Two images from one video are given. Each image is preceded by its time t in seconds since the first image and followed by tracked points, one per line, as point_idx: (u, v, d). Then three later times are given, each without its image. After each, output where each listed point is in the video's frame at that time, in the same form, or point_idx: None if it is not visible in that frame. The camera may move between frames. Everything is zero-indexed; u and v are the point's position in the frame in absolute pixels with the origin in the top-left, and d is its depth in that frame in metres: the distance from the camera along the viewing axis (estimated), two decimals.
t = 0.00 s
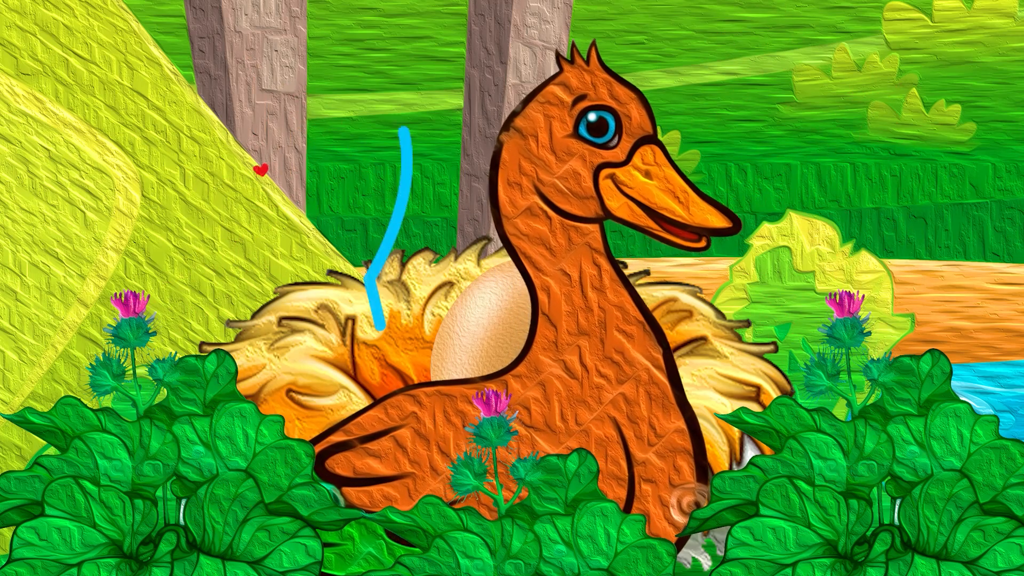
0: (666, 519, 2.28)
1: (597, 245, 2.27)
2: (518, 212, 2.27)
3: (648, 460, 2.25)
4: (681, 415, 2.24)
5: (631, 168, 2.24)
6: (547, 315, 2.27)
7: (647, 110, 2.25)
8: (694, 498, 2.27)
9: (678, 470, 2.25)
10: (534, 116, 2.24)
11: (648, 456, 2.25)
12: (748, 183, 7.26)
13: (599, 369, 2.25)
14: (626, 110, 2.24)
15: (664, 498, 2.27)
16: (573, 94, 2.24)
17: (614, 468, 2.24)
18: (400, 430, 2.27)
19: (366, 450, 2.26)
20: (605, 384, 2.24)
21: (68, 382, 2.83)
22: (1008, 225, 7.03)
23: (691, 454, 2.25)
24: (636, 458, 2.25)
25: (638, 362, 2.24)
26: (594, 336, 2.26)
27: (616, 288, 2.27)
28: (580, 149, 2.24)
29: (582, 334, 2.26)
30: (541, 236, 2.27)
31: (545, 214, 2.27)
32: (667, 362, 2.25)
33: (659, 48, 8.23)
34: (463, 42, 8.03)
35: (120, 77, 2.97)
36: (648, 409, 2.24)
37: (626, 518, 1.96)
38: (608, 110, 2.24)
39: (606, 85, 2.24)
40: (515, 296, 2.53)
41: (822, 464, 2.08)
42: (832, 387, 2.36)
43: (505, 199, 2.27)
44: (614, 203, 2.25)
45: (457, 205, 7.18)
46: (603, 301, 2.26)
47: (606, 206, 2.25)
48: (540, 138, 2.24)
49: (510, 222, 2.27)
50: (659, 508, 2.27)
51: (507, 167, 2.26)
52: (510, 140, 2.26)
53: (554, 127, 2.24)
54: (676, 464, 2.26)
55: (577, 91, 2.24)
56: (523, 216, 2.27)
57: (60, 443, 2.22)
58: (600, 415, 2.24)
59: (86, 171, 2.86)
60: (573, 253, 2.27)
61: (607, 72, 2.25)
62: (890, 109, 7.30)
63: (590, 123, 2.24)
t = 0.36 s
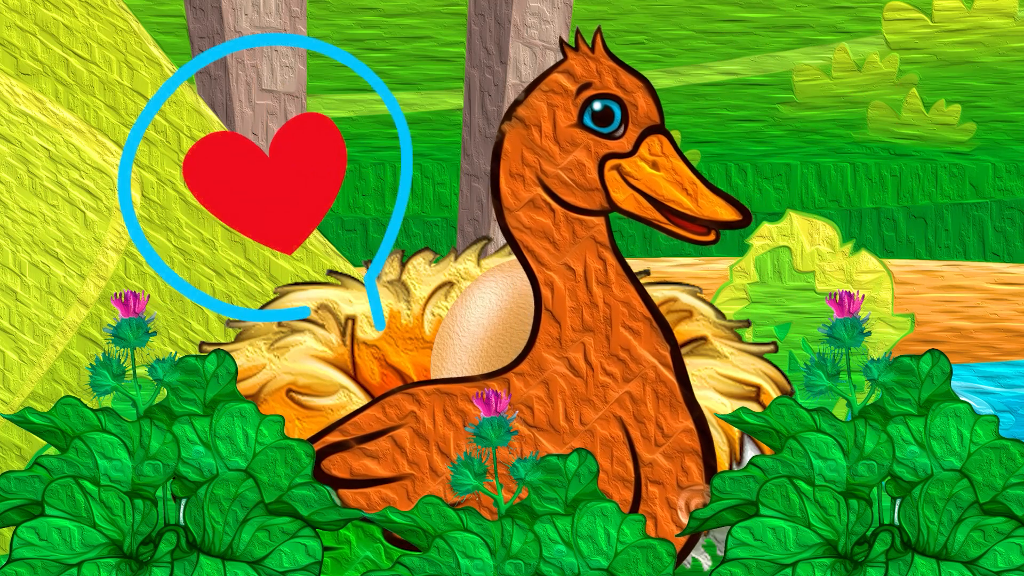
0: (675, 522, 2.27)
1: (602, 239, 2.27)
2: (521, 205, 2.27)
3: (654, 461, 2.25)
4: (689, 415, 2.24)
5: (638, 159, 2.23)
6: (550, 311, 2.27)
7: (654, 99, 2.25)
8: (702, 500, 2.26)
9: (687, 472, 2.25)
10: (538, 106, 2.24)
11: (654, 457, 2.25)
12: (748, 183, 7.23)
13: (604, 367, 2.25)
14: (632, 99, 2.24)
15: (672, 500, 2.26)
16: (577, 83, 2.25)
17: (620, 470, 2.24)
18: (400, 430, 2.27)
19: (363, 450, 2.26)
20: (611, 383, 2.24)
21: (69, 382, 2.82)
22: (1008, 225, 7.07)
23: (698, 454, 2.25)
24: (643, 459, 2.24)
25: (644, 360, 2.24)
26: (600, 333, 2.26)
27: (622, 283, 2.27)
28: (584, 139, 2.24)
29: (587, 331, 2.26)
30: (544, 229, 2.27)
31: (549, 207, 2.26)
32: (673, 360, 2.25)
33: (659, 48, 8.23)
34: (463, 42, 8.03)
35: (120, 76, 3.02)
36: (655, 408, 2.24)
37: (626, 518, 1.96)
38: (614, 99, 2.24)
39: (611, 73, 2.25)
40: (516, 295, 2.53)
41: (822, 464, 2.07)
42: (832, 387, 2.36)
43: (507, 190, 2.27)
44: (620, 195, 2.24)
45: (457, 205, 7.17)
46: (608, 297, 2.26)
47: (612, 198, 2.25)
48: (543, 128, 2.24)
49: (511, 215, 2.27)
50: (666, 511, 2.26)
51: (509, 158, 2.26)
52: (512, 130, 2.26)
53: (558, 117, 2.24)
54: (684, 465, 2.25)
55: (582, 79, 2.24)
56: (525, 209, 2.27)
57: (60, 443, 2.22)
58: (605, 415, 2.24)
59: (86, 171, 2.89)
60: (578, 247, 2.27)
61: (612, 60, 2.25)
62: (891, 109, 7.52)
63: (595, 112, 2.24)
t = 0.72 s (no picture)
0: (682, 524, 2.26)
1: (607, 232, 2.27)
2: (523, 197, 2.28)
3: (662, 462, 2.25)
4: (697, 415, 2.24)
5: (645, 150, 2.23)
6: (554, 307, 2.27)
7: (660, 88, 2.25)
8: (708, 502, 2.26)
9: (696, 473, 2.25)
10: (541, 95, 2.24)
11: (662, 458, 2.25)
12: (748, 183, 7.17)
13: (609, 365, 2.24)
14: (639, 87, 2.24)
15: (680, 503, 2.26)
16: (582, 71, 2.25)
17: (626, 471, 2.24)
18: (397, 431, 2.27)
19: (359, 451, 2.26)
20: (617, 381, 2.24)
21: (68, 382, 2.82)
22: (1008, 225, 7.07)
23: (705, 455, 2.25)
24: (650, 459, 2.24)
25: (652, 357, 2.24)
26: (605, 330, 2.26)
27: (629, 279, 2.26)
28: (589, 129, 2.23)
29: (593, 327, 2.26)
30: (547, 221, 2.27)
31: (552, 200, 2.26)
32: (681, 357, 2.24)
33: (659, 48, 8.19)
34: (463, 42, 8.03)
35: (120, 76, 3.02)
36: (662, 408, 2.24)
37: (626, 518, 1.96)
38: (620, 87, 2.24)
39: (617, 61, 2.25)
40: (516, 295, 2.54)
41: (822, 464, 2.07)
42: (832, 387, 2.36)
43: (508, 181, 2.27)
44: (626, 187, 2.24)
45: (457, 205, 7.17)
46: (613, 292, 2.26)
47: (617, 190, 2.24)
48: (546, 118, 2.24)
49: (512, 207, 2.28)
50: (673, 513, 2.26)
51: (511, 148, 2.26)
52: (515, 119, 2.26)
53: (562, 106, 2.24)
54: (692, 466, 2.25)
55: (587, 67, 2.24)
56: (527, 201, 2.27)
57: (60, 443, 2.22)
58: (611, 414, 2.24)
59: (86, 171, 2.89)
60: (582, 241, 2.27)
61: (619, 48, 2.25)
62: (891, 109, 7.84)
63: (600, 101, 2.24)
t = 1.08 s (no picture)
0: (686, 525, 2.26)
1: (610, 229, 2.27)
2: (525, 192, 2.28)
3: (665, 462, 2.25)
4: (701, 415, 2.25)
5: (648, 144, 2.24)
6: (556, 305, 2.27)
7: (663, 82, 2.25)
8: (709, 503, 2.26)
9: (699, 474, 2.25)
10: (543, 90, 2.24)
11: (665, 458, 2.24)
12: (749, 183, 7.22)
13: (612, 364, 2.24)
14: (642, 81, 2.24)
15: (684, 504, 2.25)
16: (584, 64, 2.24)
17: (629, 471, 2.24)
18: (395, 431, 2.27)
19: (359, 451, 2.26)
20: (620, 381, 2.24)
21: (68, 382, 2.82)
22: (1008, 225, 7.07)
23: (709, 455, 2.25)
24: (655, 460, 2.24)
25: (655, 356, 2.24)
26: (608, 328, 2.26)
27: (632, 277, 2.26)
28: (591, 123, 2.24)
29: (596, 326, 2.26)
30: (550, 217, 2.27)
31: (554, 196, 2.26)
32: (684, 356, 2.25)
33: (659, 47, 8.10)
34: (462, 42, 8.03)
35: (120, 76, 3.02)
36: (665, 407, 2.24)
37: (626, 518, 1.96)
38: (622, 82, 2.24)
39: (620, 55, 2.25)
40: (516, 295, 2.55)
41: (822, 464, 2.07)
42: (832, 387, 2.36)
43: (510, 177, 2.27)
44: (630, 182, 2.24)
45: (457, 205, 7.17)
46: (616, 290, 2.26)
47: (620, 185, 2.25)
48: (548, 112, 2.24)
49: (513, 203, 2.28)
50: (677, 514, 2.26)
51: (513, 143, 2.26)
52: (516, 114, 2.26)
53: (564, 101, 2.24)
54: (696, 466, 2.25)
55: (589, 60, 2.24)
56: (529, 197, 2.27)
57: (60, 443, 2.22)
58: (613, 414, 2.23)
59: (86, 171, 2.89)
60: (584, 237, 2.27)
61: (621, 42, 2.25)
62: (891, 109, 7.89)
63: (603, 96, 2.24)
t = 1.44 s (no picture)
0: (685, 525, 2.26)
1: (610, 229, 2.27)
2: (525, 192, 2.28)
3: (666, 462, 2.25)
4: (701, 415, 2.25)
5: (648, 144, 2.24)
6: (556, 305, 2.26)
7: (663, 82, 2.25)
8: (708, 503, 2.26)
9: (699, 474, 2.25)
10: (543, 90, 2.24)
11: (665, 458, 2.24)
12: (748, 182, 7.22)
13: (613, 364, 2.24)
14: (642, 81, 2.24)
15: (684, 504, 2.25)
16: (584, 64, 2.24)
17: (629, 472, 2.24)
18: (394, 431, 2.27)
19: (359, 451, 2.26)
20: (620, 381, 2.24)
21: (68, 382, 2.85)
22: (1008, 225, 6.99)
23: (709, 455, 2.25)
24: (655, 460, 2.24)
25: (655, 356, 2.24)
26: (608, 328, 2.26)
27: (632, 277, 2.26)
28: (591, 124, 2.24)
29: (596, 326, 2.26)
30: (550, 217, 2.27)
31: (554, 196, 2.26)
32: (684, 357, 2.25)
33: (659, 47, 8.25)
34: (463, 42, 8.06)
35: (120, 76, 3.00)
36: (666, 407, 2.24)
37: (626, 518, 1.95)
38: (622, 82, 2.24)
39: (619, 55, 2.24)
40: (516, 296, 2.55)
41: (822, 464, 2.06)
42: (832, 387, 2.36)
43: (510, 177, 2.27)
44: (630, 182, 2.25)
45: (457, 205, 7.18)
46: (616, 290, 2.26)
47: (621, 185, 2.25)
48: (548, 112, 2.24)
49: (513, 203, 2.28)
50: (677, 514, 2.26)
51: (513, 143, 2.26)
52: (516, 114, 2.26)
53: (563, 101, 2.24)
54: (696, 466, 2.25)
55: (589, 60, 2.24)
56: (529, 197, 2.27)
57: (60, 443, 2.22)
58: (613, 414, 2.24)
59: (86, 171, 2.89)
60: (584, 237, 2.27)
61: (621, 42, 2.25)
62: (891, 109, 7.89)
63: (603, 96, 2.24)
